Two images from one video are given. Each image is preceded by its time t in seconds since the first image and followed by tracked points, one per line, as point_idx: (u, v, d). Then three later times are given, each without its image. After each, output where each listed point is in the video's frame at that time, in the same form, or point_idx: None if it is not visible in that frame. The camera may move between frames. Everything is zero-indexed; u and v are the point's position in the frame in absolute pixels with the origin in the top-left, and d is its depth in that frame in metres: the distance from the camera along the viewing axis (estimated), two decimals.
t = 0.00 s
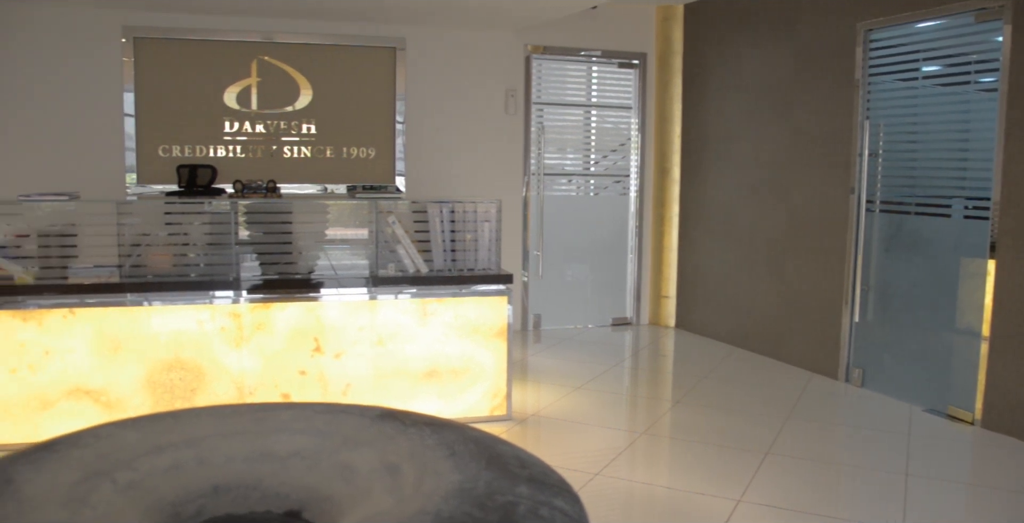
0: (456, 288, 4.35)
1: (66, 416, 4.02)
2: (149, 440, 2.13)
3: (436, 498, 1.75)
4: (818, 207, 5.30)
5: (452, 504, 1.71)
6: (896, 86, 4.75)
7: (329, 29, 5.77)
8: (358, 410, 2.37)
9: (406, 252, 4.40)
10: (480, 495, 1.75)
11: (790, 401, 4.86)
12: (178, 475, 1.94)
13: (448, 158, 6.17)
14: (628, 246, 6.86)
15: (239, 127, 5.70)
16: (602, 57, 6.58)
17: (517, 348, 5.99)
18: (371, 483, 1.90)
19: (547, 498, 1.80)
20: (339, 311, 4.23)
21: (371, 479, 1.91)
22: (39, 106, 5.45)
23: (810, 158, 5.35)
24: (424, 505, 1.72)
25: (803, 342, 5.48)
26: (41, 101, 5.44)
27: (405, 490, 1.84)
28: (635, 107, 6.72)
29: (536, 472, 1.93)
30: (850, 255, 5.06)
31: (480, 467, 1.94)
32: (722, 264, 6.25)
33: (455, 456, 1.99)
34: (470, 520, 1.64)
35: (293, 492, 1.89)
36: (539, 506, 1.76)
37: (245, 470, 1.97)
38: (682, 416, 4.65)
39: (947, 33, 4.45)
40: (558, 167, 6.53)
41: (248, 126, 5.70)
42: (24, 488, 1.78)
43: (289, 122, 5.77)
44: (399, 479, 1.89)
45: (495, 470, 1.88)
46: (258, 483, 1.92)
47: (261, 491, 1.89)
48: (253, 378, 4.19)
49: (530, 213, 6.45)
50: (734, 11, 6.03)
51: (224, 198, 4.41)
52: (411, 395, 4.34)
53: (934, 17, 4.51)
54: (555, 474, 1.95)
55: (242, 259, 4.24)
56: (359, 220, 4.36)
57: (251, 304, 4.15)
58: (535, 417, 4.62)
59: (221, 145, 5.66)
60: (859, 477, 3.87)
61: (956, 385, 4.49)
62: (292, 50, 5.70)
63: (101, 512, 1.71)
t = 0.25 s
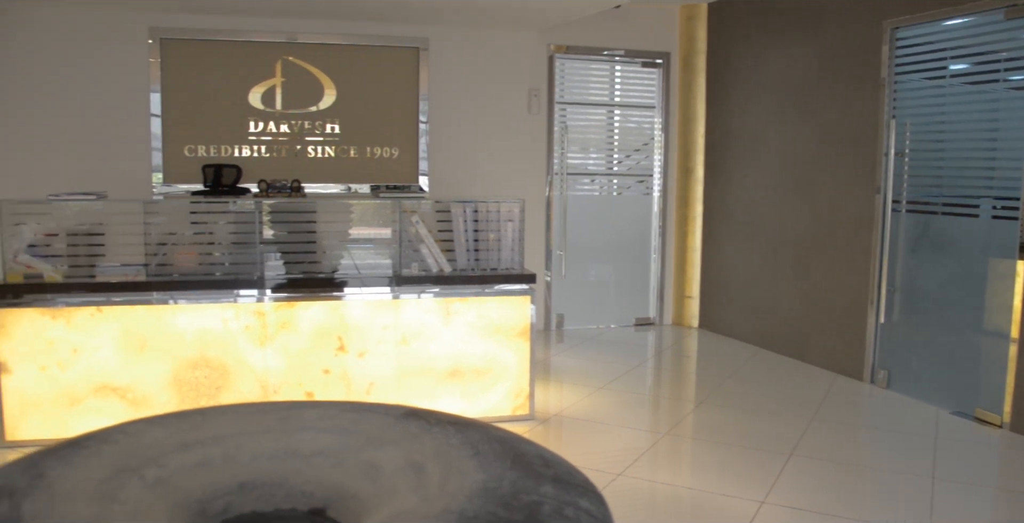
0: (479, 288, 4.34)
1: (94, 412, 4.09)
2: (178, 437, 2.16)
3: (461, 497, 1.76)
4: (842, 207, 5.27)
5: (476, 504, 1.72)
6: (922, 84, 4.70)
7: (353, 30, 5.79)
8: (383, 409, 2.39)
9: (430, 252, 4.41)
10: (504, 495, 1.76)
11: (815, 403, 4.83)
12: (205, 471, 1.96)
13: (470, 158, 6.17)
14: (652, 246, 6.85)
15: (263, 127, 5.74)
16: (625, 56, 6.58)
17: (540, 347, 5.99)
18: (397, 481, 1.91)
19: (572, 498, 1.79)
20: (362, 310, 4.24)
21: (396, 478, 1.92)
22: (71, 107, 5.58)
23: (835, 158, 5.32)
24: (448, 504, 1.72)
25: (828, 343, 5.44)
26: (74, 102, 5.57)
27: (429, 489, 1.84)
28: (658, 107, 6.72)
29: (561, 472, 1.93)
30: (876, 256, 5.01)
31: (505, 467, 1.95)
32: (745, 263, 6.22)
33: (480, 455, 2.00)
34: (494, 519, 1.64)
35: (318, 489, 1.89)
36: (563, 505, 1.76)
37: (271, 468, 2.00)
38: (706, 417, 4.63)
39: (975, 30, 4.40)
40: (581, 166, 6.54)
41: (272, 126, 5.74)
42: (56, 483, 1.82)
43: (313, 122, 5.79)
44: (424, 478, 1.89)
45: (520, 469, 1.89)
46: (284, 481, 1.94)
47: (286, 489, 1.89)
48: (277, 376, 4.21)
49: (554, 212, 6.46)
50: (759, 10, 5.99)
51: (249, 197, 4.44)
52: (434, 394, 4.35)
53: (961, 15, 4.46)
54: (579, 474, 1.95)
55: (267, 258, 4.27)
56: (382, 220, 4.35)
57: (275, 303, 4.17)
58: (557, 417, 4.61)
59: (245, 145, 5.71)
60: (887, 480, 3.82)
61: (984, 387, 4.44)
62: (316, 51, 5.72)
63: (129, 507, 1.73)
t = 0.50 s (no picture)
0: (506, 288, 4.36)
1: (126, 408, 4.14)
2: (208, 434, 2.17)
3: (489, 497, 1.76)
4: (872, 207, 5.21)
5: (505, 504, 1.72)
6: (955, 83, 4.63)
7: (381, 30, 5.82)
8: (412, 407, 2.40)
9: (457, 251, 4.41)
10: (534, 495, 1.76)
11: (845, 405, 4.78)
12: (236, 469, 1.97)
13: (495, 157, 6.20)
14: (679, 246, 6.82)
15: (292, 127, 5.87)
16: (652, 56, 6.55)
17: (567, 347, 5.99)
18: (426, 480, 1.91)
19: (600, 499, 1.79)
20: (390, 309, 4.26)
21: (424, 477, 1.93)
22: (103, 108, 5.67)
23: (864, 157, 5.26)
24: (478, 503, 1.73)
25: (858, 344, 5.39)
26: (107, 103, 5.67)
27: (458, 488, 1.85)
28: (685, 107, 6.69)
29: (590, 472, 1.92)
30: (907, 257, 4.95)
31: (534, 467, 1.94)
32: (773, 263, 6.18)
33: (509, 454, 2.00)
34: (524, 519, 1.65)
35: (347, 487, 1.91)
36: (592, 506, 1.75)
37: (300, 466, 2.01)
38: (734, 418, 4.60)
39: (1009, 27, 4.33)
40: (608, 166, 6.50)
41: (301, 126, 5.87)
42: (91, 478, 1.84)
43: (341, 122, 5.92)
44: (453, 477, 1.89)
45: (549, 468, 1.88)
46: (313, 479, 1.95)
47: (316, 487, 1.91)
48: (305, 374, 4.24)
49: (581, 212, 6.43)
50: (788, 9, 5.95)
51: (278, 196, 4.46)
52: (462, 393, 4.36)
53: (995, 11, 4.39)
54: (609, 474, 1.95)
55: (295, 258, 4.30)
56: (410, 219, 4.40)
57: (304, 302, 4.20)
58: (584, 417, 4.61)
59: (274, 145, 5.84)
60: (918, 484, 3.78)
61: (1017, 390, 4.37)
62: (343, 50, 5.87)
63: (162, 505, 1.75)
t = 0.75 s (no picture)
0: (537, 287, 4.36)
1: (160, 405, 4.19)
2: (244, 431, 2.19)
3: (522, 496, 1.76)
4: (906, 206, 5.15)
5: (538, 503, 1.72)
6: (993, 80, 4.54)
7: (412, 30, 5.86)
8: (444, 406, 2.40)
9: (488, 251, 4.42)
10: (566, 494, 1.75)
11: (877, 407, 4.73)
12: (270, 466, 1.99)
13: (521, 157, 6.23)
14: (710, 246, 6.78)
15: (324, 127, 5.98)
16: (683, 55, 6.51)
17: (597, 347, 5.98)
18: (458, 479, 1.91)
19: (632, 499, 1.78)
20: (420, 307, 4.28)
21: (456, 476, 1.93)
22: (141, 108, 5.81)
23: (898, 156, 5.21)
24: (511, 503, 1.72)
25: (891, 346, 5.33)
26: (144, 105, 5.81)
27: (491, 487, 1.85)
28: (717, 106, 6.65)
29: (622, 472, 1.91)
30: (943, 258, 4.88)
31: (567, 466, 1.94)
32: (805, 263, 6.13)
33: (541, 454, 2.00)
34: (557, 519, 1.64)
35: (380, 485, 1.93)
36: (625, 506, 1.75)
37: (333, 464, 2.02)
38: (766, 419, 4.57)
39: None
40: (638, 166, 6.48)
41: (333, 126, 5.98)
42: (129, 473, 1.86)
43: (373, 122, 6.02)
44: (486, 476, 1.89)
45: (582, 468, 1.88)
46: (347, 477, 1.96)
47: (349, 484, 1.93)
48: (336, 373, 4.27)
49: (612, 213, 6.44)
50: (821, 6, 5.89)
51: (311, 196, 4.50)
52: (492, 392, 4.36)
53: None
54: (641, 474, 1.94)
55: (326, 257, 4.33)
56: (440, 219, 4.39)
57: (335, 300, 4.22)
58: (614, 417, 4.59)
59: (306, 145, 5.95)
60: (954, 488, 3.72)
61: None
62: (374, 50, 5.97)
63: (198, 500, 1.77)
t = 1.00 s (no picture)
0: (564, 287, 4.36)
1: (190, 402, 4.23)
2: (273, 430, 2.19)
3: (550, 496, 1.75)
4: (937, 206, 5.09)
5: (566, 503, 1.71)
6: None
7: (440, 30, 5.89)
8: (472, 405, 2.40)
9: (516, 251, 4.42)
10: (595, 495, 1.74)
11: (905, 409, 4.68)
12: (299, 464, 2.00)
13: (545, 157, 6.29)
14: (738, 246, 6.74)
15: (353, 127, 6.07)
16: (712, 54, 6.48)
17: (624, 347, 5.96)
18: (486, 479, 1.91)
19: (661, 500, 1.78)
20: (447, 307, 4.29)
21: (485, 475, 1.93)
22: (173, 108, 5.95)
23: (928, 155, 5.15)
24: (539, 502, 1.72)
25: (920, 347, 5.28)
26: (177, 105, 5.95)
27: (519, 487, 1.84)
28: (746, 105, 6.59)
29: (650, 473, 1.91)
30: (976, 259, 4.79)
31: (595, 466, 1.94)
32: (834, 264, 6.09)
33: (569, 454, 1.99)
34: (585, 519, 1.64)
35: (408, 484, 1.94)
36: (654, 507, 1.74)
37: (362, 464, 2.02)
38: (793, 420, 4.54)
39: None
40: (666, 165, 6.46)
41: (361, 126, 6.07)
42: (161, 470, 1.87)
43: (401, 122, 6.10)
44: (515, 476, 1.89)
45: (610, 468, 1.87)
46: (376, 476, 1.97)
47: (377, 483, 1.95)
48: (363, 371, 4.29)
49: (639, 212, 6.42)
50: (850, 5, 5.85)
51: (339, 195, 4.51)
52: (519, 392, 4.37)
53: None
54: (670, 475, 1.93)
55: (354, 256, 4.35)
56: (467, 218, 4.39)
57: (363, 299, 4.24)
58: (641, 418, 4.58)
59: (335, 145, 6.06)
60: (984, 492, 3.67)
61: None
62: (402, 51, 6.05)
63: (227, 498, 1.78)
